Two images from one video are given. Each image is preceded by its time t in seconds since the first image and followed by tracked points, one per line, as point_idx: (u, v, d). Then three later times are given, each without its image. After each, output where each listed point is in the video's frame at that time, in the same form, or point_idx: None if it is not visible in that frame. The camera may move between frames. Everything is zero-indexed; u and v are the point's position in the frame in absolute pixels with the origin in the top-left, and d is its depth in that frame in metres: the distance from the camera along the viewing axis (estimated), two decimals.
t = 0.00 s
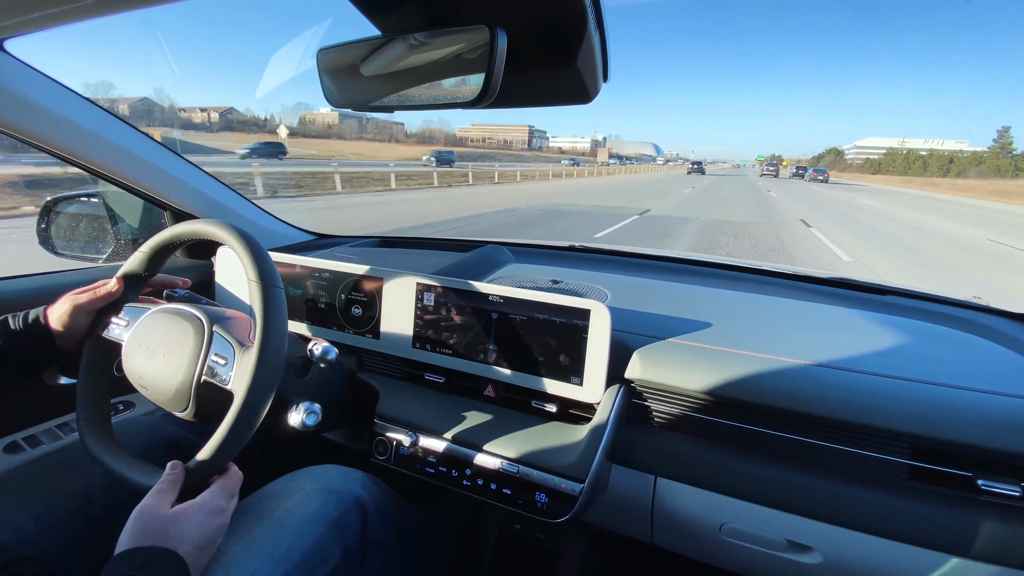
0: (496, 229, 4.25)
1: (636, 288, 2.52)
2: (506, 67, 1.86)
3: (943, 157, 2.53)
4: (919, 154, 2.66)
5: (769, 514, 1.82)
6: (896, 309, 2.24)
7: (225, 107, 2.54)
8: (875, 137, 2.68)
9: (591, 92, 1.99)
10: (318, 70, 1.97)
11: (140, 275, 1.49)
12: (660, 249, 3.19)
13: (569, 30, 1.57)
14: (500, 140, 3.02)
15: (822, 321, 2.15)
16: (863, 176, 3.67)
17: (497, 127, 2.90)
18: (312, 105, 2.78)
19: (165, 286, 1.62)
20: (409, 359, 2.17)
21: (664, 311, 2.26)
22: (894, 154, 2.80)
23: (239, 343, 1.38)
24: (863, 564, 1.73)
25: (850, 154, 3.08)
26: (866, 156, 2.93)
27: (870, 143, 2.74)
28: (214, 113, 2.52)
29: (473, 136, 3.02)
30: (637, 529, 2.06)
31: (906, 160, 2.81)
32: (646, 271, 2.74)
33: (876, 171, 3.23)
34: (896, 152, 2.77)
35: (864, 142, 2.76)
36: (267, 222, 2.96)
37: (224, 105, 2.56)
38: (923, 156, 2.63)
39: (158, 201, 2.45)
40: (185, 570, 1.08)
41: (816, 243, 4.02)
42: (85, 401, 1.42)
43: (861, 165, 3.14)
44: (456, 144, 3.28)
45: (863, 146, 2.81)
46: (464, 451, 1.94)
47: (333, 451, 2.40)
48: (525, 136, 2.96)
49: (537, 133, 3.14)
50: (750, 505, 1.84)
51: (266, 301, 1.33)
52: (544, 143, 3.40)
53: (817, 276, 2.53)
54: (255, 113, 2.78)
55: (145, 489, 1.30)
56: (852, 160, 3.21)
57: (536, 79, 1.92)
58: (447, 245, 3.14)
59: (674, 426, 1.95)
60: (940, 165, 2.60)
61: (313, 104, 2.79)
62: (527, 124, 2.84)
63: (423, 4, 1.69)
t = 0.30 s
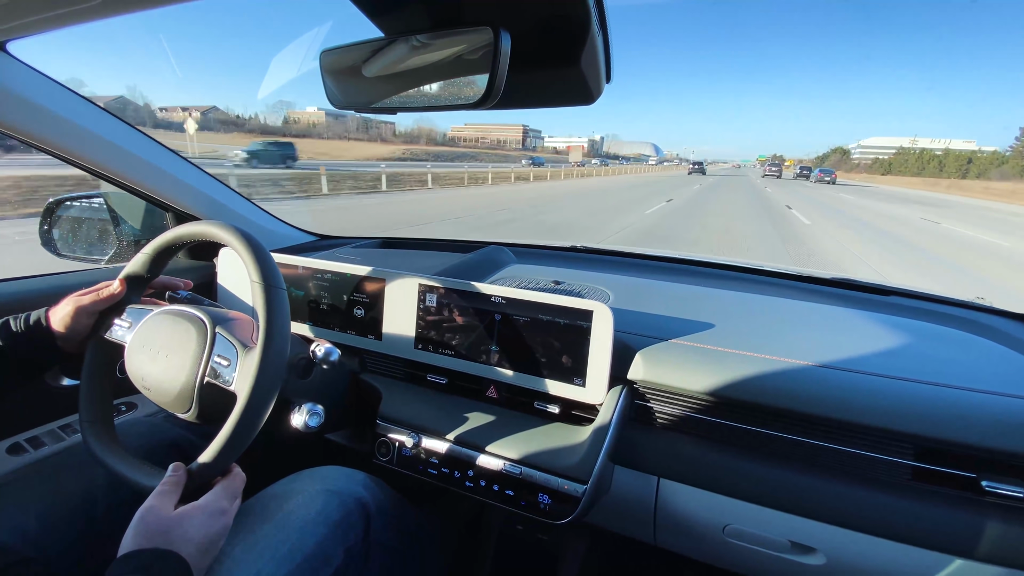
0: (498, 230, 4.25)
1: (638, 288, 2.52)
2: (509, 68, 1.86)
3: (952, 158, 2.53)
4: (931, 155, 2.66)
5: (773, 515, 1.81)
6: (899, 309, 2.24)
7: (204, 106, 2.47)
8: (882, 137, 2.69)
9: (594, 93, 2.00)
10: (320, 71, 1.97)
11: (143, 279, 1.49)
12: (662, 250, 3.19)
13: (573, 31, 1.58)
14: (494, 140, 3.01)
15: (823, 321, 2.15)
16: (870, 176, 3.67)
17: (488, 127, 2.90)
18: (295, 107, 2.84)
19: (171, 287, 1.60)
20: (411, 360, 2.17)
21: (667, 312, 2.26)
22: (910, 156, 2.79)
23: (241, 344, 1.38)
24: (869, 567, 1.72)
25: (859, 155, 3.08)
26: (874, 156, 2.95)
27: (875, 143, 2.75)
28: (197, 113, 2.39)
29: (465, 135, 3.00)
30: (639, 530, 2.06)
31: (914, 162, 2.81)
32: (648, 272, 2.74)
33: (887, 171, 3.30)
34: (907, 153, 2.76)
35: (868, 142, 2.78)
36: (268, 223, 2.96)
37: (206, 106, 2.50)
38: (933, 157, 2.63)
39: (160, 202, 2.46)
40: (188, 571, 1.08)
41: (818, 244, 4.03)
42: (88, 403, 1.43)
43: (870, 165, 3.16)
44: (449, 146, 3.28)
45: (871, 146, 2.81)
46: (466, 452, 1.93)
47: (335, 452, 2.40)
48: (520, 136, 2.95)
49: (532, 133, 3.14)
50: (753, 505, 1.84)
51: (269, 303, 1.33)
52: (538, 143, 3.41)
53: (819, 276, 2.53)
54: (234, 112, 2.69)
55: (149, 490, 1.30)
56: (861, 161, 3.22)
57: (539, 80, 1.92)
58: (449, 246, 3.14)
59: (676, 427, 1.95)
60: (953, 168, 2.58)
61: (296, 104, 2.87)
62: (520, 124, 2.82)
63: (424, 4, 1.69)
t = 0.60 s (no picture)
0: (499, 230, 4.26)
1: (638, 289, 2.53)
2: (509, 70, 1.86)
3: (971, 160, 2.54)
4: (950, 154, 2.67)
5: (771, 516, 1.81)
6: (898, 310, 2.24)
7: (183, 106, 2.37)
8: (888, 138, 2.71)
9: (593, 95, 2.00)
10: (320, 73, 1.98)
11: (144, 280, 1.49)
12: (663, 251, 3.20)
13: (572, 34, 1.58)
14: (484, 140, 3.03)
15: (821, 322, 2.16)
16: (879, 176, 3.66)
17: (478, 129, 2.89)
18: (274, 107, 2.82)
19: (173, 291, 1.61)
20: (411, 361, 2.17)
21: (666, 313, 2.26)
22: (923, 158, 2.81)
23: (241, 345, 1.39)
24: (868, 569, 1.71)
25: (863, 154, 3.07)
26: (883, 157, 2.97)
27: (880, 144, 2.76)
28: (177, 111, 2.34)
29: (457, 135, 3.00)
30: (639, 532, 2.05)
31: (928, 163, 2.81)
32: (648, 273, 2.75)
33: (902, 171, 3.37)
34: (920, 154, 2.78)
35: (873, 143, 2.80)
36: (269, 223, 2.97)
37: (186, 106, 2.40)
38: (951, 157, 2.64)
39: (161, 203, 2.47)
40: (188, 570, 1.09)
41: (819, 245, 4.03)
42: (88, 403, 1.44)
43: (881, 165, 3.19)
44: (435, 144, 3.27)
45: (878, 147, 2.82)
46: (465, 452, 1.94)
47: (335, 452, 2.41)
48: (513, 135, 2.96)
49: (525, 133, 3.15)
50: (751, 506, 1.84)
51: (269, 303, 1.34)
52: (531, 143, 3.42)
53: (818, 277, 2.54)
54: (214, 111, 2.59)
55: (148, 490, 1.31)
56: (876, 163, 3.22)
57: (538, 82, 1.93)
58: (449, 246, 3.15)
59: (674, 428, 1.96)
60: (973, 168, 2.58)
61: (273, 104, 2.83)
62: (513, 125, 2.83)
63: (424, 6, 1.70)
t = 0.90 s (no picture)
0: (500, 231, 4.27)
1: (640, 289, 2.52)
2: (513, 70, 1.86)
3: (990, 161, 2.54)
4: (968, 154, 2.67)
5: (775, 516, 1.81)
6: (901, 309, 2.24)
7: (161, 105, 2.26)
8: (895, 137, 2.72)
9: (595, 95, 2.00)
10: (323, 74, 1.98)
11: (147, 281, 1.50)
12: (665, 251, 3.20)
13: (575, 34, 1.58)
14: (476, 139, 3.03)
15: (823, 322, 2.15)
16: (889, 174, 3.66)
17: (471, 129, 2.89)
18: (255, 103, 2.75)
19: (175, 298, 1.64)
20: (414, 362, 2.17)
21: (669, 313, 2.26)
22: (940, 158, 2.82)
23: (245, 345, 1.39)
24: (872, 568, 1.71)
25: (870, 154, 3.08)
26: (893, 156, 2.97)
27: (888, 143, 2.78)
28: (156, 111, 2.23)
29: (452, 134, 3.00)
30: (642, 532, 2.05)
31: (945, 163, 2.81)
32: (650, 273, 2.74)
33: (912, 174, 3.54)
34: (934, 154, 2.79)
35: (881, 142, 2.81)
36: (271, 224, 2.98)
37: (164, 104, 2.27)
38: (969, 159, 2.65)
39: (163, 204, 2.47)
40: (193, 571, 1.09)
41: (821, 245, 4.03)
42: (93, 404, 1.44)
43: (892, 166, 3.24)
44: (435, 143, 3.28)
45: (887, 146, 2.83)
46: (469, 453, 1.94)
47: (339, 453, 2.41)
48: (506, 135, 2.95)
49: (519, 133, 3.15)
50: (755, 506, 1.84)
51: (272, 303, 1.34)
52: (524, 144, 3.43)
53: (821, 276, 2.53)
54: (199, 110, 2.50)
55: (153, 491, 1.31)
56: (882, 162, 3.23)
57: (541, 82, 1.93)
58: (451, 247, 3.15)
59: (677, 428, 1.96)
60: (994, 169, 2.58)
61: (254, 99, 2.75)
62: (505, 124, 2.83)
63: (426, 6, 1.70)
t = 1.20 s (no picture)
0: (500, 231, 4.28)
1: (640, 290, 2.53)
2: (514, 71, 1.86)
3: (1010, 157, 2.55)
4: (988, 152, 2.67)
5: (775, 517, 1.80)
6: (901, 310, 2.24)
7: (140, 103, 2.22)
8: (902, 136, 2.74)
9: (595, 96, 2.00)
10: (325, 75, 1.99)
11: (144, 283, 1.51)
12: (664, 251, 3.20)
13: (576, 35, 1.58)
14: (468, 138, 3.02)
15: (823, 323, 2.15)
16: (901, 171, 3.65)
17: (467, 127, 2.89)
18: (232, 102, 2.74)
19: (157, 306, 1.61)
20: (414, 363, 2.17)
21: (669, 314, 2.26)
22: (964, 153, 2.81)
23: (245, 345, 1.39)
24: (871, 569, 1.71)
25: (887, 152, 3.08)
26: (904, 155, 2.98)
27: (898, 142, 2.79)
28: (132, 109, 2.21)
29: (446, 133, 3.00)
30: (642, 533, 2.04)
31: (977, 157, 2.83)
32: (650, 273, 2.75)
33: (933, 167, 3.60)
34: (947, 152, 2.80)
35: (891, 140, 2.83)
36: (271, 225, 2.98)
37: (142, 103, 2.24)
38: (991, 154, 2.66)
39: (163, 204, 2.47)
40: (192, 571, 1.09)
41: (821, 245, 4.04)
42: (93, 406, 1.44)
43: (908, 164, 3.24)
44: (434, 143, 3.28)
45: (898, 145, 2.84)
46: (469, 453, 1.94)
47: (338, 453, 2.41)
48: (499, 133, 2.93)
49: (511, 131, 3.15)
50: (754, 507, 1.83)
51: (272, 303, 1.34)
52: (517, 143, 3.44)
53: (821, 277, 2.53)
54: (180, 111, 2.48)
55: (153, 492, 1.31)
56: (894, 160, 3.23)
57: (541, 83, 1.93)
58: (451, 247, 3.15)
59: (677, 429, 1.96)
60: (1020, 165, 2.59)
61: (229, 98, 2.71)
62: (495, 123, 2.82)
63: (425, 7, 1.70)
